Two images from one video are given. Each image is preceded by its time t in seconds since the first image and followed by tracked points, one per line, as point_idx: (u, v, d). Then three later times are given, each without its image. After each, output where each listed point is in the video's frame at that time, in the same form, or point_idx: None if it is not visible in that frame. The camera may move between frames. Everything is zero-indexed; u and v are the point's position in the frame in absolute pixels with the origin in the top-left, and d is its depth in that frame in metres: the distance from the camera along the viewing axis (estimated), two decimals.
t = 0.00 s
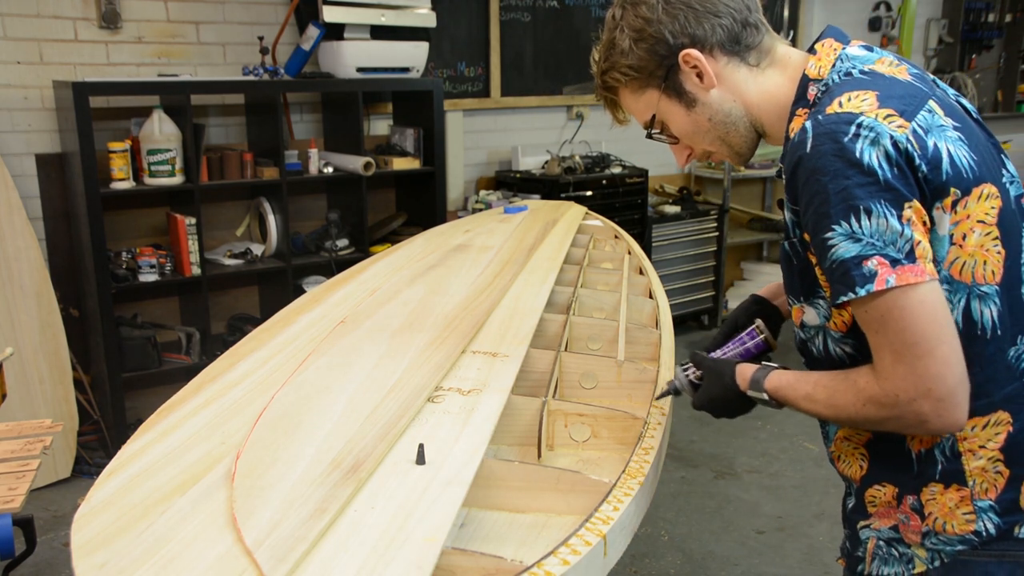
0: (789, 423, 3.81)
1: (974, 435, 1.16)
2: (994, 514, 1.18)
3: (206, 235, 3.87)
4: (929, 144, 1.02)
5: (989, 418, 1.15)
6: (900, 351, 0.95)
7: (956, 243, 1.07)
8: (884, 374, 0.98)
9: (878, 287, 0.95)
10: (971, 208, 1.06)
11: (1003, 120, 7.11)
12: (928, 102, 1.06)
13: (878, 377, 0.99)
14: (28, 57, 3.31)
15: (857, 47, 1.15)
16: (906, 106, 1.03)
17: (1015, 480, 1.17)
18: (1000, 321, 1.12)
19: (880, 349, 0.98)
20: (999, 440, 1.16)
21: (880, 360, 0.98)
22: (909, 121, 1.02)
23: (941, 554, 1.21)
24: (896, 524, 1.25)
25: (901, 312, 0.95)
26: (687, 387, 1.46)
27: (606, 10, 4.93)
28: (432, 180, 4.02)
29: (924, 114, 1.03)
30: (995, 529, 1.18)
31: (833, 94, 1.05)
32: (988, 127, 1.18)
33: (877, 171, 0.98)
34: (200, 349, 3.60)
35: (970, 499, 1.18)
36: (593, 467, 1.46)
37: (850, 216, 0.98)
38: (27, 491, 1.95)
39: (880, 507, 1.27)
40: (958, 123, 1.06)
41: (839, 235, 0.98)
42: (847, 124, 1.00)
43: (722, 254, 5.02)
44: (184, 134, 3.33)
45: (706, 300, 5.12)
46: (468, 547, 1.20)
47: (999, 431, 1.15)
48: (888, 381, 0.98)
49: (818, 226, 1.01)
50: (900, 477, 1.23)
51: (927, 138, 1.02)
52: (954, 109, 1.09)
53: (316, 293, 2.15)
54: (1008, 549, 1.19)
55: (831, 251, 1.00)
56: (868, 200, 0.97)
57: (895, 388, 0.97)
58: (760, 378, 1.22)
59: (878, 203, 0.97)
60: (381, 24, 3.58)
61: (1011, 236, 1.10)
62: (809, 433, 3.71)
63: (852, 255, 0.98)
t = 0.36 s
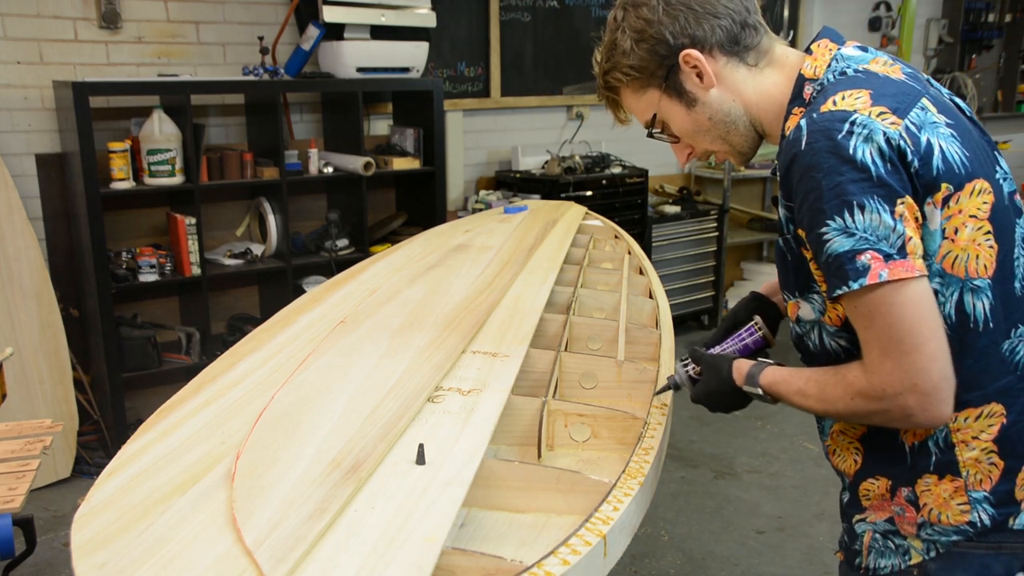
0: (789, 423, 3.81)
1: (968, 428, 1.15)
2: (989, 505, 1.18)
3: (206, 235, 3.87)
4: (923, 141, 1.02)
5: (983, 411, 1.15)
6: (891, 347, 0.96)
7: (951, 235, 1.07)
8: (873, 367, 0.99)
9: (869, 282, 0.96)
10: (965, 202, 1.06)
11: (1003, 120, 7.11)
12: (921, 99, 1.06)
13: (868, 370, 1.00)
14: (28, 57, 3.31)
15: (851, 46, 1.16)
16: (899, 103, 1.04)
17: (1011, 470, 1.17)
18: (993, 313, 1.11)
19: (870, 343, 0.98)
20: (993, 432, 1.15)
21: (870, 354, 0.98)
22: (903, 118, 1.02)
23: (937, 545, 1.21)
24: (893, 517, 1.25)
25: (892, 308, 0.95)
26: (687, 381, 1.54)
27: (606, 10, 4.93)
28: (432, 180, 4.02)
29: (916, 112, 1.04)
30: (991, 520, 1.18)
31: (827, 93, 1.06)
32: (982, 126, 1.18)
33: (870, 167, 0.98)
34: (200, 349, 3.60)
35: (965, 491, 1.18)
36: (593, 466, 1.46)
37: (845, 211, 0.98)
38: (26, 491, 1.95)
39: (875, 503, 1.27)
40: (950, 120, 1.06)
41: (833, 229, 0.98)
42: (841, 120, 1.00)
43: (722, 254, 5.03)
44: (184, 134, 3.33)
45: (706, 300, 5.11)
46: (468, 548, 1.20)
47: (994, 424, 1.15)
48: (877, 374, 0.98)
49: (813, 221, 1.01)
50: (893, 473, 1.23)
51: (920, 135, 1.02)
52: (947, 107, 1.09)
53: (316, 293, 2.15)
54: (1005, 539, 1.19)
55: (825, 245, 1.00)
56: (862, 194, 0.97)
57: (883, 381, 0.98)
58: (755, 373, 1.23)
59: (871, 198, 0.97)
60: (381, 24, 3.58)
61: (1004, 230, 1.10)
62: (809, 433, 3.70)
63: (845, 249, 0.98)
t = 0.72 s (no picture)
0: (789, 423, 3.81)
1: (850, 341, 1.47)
2: (852, 407, 1.50)
3: (206, 235, 3.87)
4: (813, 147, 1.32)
5: (864, 331, 1.45)
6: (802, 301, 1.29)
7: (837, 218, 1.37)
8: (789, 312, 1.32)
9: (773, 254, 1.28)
10: (848, 193, 1.36)
11: (1004, 120, 7.11)
12: (816, 115, 1.35)
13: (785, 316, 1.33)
14: (28, 57, 3.30)
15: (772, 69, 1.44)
16: (795, 117, 1.34)
17: (876, 383, 1.48)
18: (871, 274, 1.41)
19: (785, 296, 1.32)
20: (868, 348, 1.46)
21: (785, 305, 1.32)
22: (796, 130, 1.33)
23: (811, 430, 1.55)
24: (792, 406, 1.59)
25: (799, 272, 1.28)
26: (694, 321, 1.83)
27: (606, 10, 4.93)
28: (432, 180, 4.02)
29: (808, 124, 1.34)
30: (853, 418, 1.51)
31: (743, 114, 1.37)
32: (887, 125, 1.45)
33: (767, 172, 1.30)
34: (200, 349, 3.60)
35: (835, 392, 1.50)
36: (593, 466, 1.46)
37: (753, 204, 1.30)
38: (26, 491, 1.95)
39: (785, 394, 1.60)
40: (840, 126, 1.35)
41: (745, 219, 1.31)
42: (747, 137, 1.32)
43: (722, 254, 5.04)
44: (184, 134, 3.33)
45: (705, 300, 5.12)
46: (468, 548, 1.20)
47: (869, 342, 1.46)
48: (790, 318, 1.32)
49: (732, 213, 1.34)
50: (797, 370, 1.56)
51: (809, 143, 1.32)
52: (841, 116, 1.37)
53: (316, 293, 2.15)
54: (861, 433, 1.52)
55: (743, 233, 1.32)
56: (763, 191, 1.29)
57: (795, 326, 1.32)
58: (730, 310, 1.66)
59: (768, 195, 1.29)
60: (381, 24, 3.58)
61: (885, 211, 1.38)
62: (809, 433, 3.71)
63: (753, 233, 1.30)
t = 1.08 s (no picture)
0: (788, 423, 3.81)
1: (821, 266, 1.85)
2: (822, 319, 1.88)
3: (206, 235, 3.87)
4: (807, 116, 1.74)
5: (831, 258, 1.84)
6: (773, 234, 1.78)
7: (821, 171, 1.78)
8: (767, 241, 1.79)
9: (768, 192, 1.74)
10: (830, 151, 1.76)
11: (1004, 120, 7.12)
12: (812, 92, 1.76)
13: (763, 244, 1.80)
14: (28, 57, 3.30)
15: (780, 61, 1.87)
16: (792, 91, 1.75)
17: (840, 302, 1.87)
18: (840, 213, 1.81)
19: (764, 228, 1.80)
20: (835, 275, 1.85)
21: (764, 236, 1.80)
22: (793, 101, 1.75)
23: (790, 339, 1.91)
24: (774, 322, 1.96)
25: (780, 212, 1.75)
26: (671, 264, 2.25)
27: (606, 10, 4.93)
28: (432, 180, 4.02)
29: (805, 96, 1.75)
30: (824, 330, 1.88)
31: (757, 86, 1.78)
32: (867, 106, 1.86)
33: (772, 130, 1.73)
34: (200, 349, 3.60)
35: (810, 308, 1.88)
36: (593, 466, 1.45)
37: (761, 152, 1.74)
38: (26, 491, 1.95)
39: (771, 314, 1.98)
40: (829, 100, 1.76)
41: (752, 165, 1.75)
42: (759, 101, 1.74)
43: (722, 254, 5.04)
44: (184, 135, 3.33)
45: (705, 300, 5.12)
46: (468, 548, 1.20)
47: (835, 266, 1.84)
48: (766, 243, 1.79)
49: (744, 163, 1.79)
50: (780, 293, 1.94)
51: (804, 111, 1.74)
52: (829, 94, 1.78)
53: (316, 293, 2.15)
54: (828, 341, 1.89)
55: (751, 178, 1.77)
56: (767, 142, 1.73)
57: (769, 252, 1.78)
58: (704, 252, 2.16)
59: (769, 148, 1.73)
60: (381, 24, 3.58)
61: (856, 170, 1.80)
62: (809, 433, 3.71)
63: (758, 174, 1.75)
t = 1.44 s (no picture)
0: (788, 423, 3.81)
1: (771, 226, 2.15)
2: (778, 269, 2.17)
3: (206, 235, 3.87)
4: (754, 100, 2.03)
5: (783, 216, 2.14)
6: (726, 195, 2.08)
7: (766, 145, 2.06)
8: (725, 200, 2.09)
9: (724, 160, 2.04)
10: (772, 131, 2.05)
11: (1004, 120, 7.12)
12: (755, 82, 2.05)
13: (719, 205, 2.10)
14: (28, 57, 3.30)
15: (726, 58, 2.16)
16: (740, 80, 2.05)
17: (790, 254, 2.16)
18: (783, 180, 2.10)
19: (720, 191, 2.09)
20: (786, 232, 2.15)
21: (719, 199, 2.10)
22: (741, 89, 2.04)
23: (754, 291, 2.19)
24: (737, 281, 2.23)
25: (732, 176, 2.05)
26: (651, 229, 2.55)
27: (606, 10, 4.93)
28: (432, 180, 4.02)
29: (750, 84, 2.04)
30: (781, 280, 2.18)
31: (710, 78, 2.07)
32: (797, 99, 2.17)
33: (725, 110, 2.02)
34: (200, 349, 3.60)
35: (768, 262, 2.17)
36: (593, 466, 1.46)
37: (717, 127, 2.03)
38: (26, 491, 1.95)
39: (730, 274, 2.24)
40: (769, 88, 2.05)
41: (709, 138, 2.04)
42: (714, 88, 2.04)
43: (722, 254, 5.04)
44: (184, 135, 3.33)
45: (705, 300, 5.12)
46: (468, 547, 1.20)
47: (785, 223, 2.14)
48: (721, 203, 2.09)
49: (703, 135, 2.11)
50: (738, 253, 2.23)
51: (750, 97, 2.03)
52: (768, 85, 2.08)
53: (316, 293, 2.15)
54: (785, 287, 2.18)
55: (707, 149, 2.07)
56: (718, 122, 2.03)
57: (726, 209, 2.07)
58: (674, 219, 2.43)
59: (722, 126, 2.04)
60: (381, 24, 3.58)
61: (793, 146, 2.09)
62: (809, 433, 3.71)
63: (715, 146, 2.04)
